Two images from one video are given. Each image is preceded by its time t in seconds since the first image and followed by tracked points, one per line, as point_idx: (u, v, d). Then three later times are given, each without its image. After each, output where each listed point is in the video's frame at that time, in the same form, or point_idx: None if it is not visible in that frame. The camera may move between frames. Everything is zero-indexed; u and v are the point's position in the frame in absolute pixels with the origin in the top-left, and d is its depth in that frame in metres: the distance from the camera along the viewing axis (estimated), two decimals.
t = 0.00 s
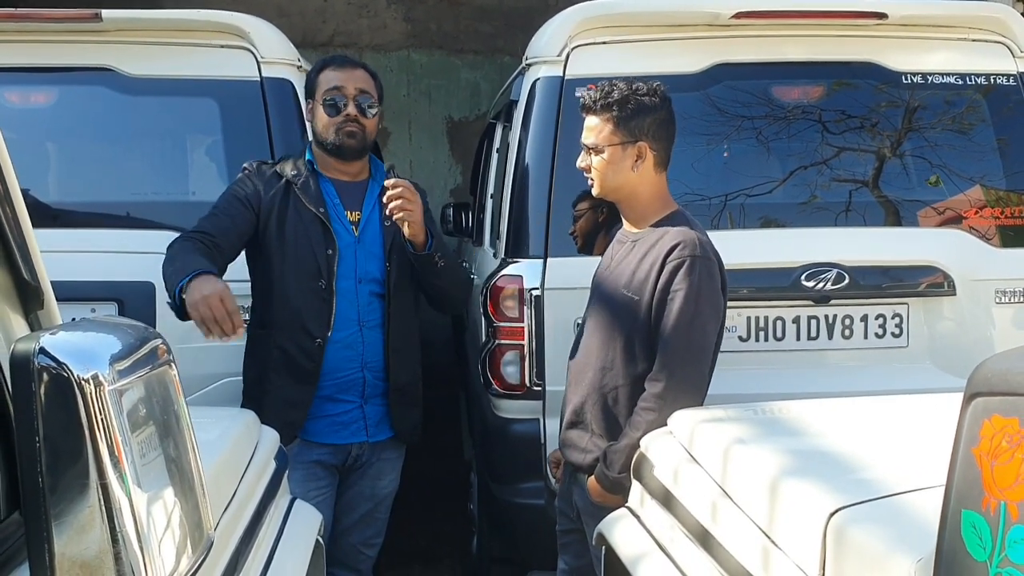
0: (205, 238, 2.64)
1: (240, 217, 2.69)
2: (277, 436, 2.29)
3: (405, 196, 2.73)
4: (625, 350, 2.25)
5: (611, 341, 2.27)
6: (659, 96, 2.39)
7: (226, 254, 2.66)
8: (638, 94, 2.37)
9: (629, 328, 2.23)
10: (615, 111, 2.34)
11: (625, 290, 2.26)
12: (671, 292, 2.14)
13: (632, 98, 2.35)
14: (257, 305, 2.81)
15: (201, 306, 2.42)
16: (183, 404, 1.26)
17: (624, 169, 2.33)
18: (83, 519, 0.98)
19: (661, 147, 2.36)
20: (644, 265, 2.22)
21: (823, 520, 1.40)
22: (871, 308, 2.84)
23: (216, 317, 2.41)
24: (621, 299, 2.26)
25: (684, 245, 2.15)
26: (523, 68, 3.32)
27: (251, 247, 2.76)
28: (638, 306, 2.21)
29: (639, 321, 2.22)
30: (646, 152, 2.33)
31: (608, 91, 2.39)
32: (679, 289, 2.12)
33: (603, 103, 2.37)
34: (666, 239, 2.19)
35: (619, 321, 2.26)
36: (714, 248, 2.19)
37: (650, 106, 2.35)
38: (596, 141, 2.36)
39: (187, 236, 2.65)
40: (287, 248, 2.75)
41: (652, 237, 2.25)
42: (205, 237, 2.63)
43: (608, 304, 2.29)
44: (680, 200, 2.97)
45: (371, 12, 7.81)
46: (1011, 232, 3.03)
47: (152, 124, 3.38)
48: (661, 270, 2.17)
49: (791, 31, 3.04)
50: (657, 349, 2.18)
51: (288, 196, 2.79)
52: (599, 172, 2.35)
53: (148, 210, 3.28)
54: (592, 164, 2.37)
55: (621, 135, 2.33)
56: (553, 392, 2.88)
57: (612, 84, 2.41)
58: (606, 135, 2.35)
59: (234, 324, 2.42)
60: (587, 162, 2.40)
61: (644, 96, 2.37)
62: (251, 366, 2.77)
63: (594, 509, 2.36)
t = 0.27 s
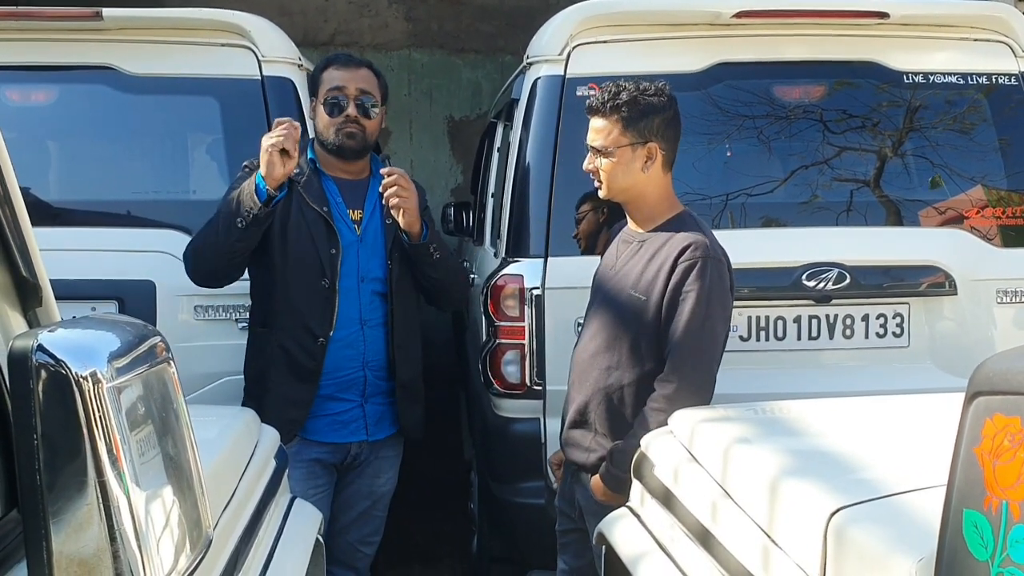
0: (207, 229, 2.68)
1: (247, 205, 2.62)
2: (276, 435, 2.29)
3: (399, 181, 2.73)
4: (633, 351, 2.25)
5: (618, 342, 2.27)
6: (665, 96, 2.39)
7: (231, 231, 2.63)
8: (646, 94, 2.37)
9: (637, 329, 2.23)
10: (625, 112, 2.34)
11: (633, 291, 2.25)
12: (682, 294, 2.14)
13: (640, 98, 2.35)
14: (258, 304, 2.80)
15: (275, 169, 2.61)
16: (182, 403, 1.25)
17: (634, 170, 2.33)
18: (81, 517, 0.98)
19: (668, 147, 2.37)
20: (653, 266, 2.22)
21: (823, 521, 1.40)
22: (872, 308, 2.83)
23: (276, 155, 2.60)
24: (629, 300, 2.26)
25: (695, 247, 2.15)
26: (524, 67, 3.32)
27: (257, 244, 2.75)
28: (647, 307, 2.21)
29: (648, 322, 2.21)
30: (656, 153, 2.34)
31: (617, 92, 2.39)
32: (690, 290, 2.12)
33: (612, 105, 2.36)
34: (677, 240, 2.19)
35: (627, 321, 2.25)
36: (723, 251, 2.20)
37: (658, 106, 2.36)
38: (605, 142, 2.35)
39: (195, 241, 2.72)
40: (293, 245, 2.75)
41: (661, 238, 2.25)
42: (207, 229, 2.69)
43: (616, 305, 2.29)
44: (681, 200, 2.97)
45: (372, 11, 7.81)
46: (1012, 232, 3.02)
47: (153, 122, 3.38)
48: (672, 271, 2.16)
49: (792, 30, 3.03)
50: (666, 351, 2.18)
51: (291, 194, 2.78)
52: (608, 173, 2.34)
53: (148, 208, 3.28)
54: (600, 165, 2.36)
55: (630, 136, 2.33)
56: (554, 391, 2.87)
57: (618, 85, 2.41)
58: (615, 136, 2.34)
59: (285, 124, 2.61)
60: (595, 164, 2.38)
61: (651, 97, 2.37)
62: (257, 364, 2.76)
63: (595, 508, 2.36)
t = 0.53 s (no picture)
0: (224, 235, 2.68)
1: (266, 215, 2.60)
2: (278, 435, 2.30)
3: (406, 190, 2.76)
4: (636, 351, 2.25)
5: (620, 343, 2.27)
6: (657, 98, 2.40)
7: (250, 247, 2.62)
8: (639, 98, 2.37)
9: (639, 330, 2.23)
10: (620, 118, 2.34)
11: (636, 291, 2.26)
12: (685, 294, 2.15)
13: (633, 102, 2.36)
14: (261, 301, 2.80)
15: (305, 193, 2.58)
16: (187, 403, 1.26)
17: (634, 174, 2.33)
18: (88, 517, 0.98)
19: (664, 148, 2.39)
20: (655, 267, 2.23)
21: (824, 522, 1.40)
22: (872, 309, 2.83)
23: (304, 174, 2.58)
24: (631, 300, 2.26)
25: (698, 248, 2.16)
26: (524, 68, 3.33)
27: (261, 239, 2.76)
28: (649, 308, 2.21)
29: (650, 323, 2.22)
30: (654, 156, 2.35)
31: (610, 98, 2.38)
32: (693, 291, 2.13)
33: (606, 112, 2.36)
34: (680, 242, 2.20)
35: (630, 322, 2.25)
36: (725, 252, 2.21)
37: (652, 109, 2.36)
38: (602, 149, 2.35)
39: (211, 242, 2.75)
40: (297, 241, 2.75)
41: (663, 239, 2.25)
42: (224, 235, 2.69)
43: (619, 305, 2.29)
44: (682, 201, 2.97)
45: (373, 12, 7.82)
46: (1012, 233, 3.03)
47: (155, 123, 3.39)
48: (674, 272, 2.17)
49: (792, 32, 3.04)
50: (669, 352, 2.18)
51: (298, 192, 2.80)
52: (607, 179, 2.35)
53: (150, 209, 3.28)
54: (598, 172, 2.36)
55: (628, 141, 2.34)
56: (555, 391, 2.87)
57: (609, 91, 2.41)
58: (611, 143, 2.34)
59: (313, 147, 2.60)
60: (593, 172, 2.39)
61: (644, 100, 2.37)
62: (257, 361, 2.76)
63: (596, 509, 2.37)
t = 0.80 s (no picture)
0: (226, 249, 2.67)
1: (269, 235, 2.57)
2: (274, 434, 2.29)
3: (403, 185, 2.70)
4: (632, 349, 2.24)
5: (616, 341, 2.27)
6: (648, 95, 2.40)
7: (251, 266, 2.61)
8: (632, 96, 2.37)
9: (635, 328, 2.23)
10: (616, 116, 2.34)
11: (632, 290, 2.25)
12: (680, 291, 2.14)
13: (628, 101, 2.35)
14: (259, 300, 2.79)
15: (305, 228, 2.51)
16: (182, 402, 1.25)
17: (632, 171, 2.33)
18: (80, 517, 0.98)
19: (659, 146, 2.39)
20: (651, 265, 2.22)
21: (821, 522, 1.40)
22: (871, 308, 2.83)
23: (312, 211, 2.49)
24: (627, 299, 2.26)
25: (692, 244, 2.15)
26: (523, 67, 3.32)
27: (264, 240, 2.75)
28: (645, 306, 2.21)
29: (645, 320, 2.21)
30: (651, 153, 2.35)
31: (605, 96, 2.38)
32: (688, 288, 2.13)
33: (602, 110, 2.35)
34: (675, 239, 2.19)
35: (626, 320, 2.25)
36: (720, 249, 2.20)
37: (646, 107, 2.37)
38: (600, 147, 2.34)
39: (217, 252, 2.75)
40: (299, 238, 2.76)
41: (658, 237, 2.25)
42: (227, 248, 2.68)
43: (615, 303, 2.29)
44: (681, 200, 2.97)
45: (372, 11, 7.81)
46: (1012, 232, 3.02)
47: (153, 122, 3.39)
48: (669, 269, 2.17)
49: (791, 30, 3.03)
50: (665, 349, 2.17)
51: (298, 190, 2.80)
52: (606, 178, 2.33)
53: (148, 207, 3.28)
54: (595, 170, 2.35)
55: (625, 138, 2.33)
56: (552, 391, 2.87)
57: (601, 90, 2.40)
58: (608, 141, 2.34)
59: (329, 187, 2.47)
60: (589, 172, 2.38)
61: (638, 98, 2.37)
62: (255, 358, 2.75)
63: (595, 508, 2.36)
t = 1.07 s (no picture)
0: (248, 254, 2.63)
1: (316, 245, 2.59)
2: (276, 434, 2.29)
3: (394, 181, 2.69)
4: (633, 348, 2.25)
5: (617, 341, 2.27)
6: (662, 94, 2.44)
7: (282, 276, 2.60)
8: (658, 92, 2.38)
9: (635, 327, 2.23)
10: (652, 110, 2.34)
11: (631, 289, 2.25)
12: (680, 290, 2.14)
13: (658, 99, 2.37)
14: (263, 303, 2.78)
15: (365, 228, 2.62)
16: (184, 403, 1.25)
17: (657, 167, 2.34)
18: (83, 517, 0.98)
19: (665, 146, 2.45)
20: (650, 264, 2.23)
21: (822, 523, 1.40)
22: (871, 309, 2.83)
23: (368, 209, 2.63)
24: (627, 298, 2.26)
25: (691, 243, 2.16)
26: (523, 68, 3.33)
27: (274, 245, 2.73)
28: (645, 305, 2.21)
29: (646, 319, 2.21)
30: (671, 152, 2.40)
31: (639, 89, 2.36)
32: (688, 286, 2.13)
33: (641, 102, 2.33)
34: (674, 237, 2.20)
35: (626, 319, 2.25)
36: (719, 247, 2.20)
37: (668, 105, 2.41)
38: (636, 138, 2.32)
39: (228, 255, 2.70)
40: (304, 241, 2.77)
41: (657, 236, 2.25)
42: (248, 254, 2.64)
43: (615, 303, 2.29)
44: (681, 201, 2.97)
45: (372, 11, 7.82)
46: (1012, 233, 3.03)
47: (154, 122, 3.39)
48: (669, 268, 2.17)
49: (792, 31, 3.04)
50: (666, 348, 2.18)
51: (302, 193, 2.79)
52: (636, 171, 2.30)
53: (148, 208, 3.28)
54: (630, 163, 2.31)
55: (656, 134, 2.35)
56: (553, 392, 2.87)
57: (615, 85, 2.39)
58: (644, 134, 2.33)
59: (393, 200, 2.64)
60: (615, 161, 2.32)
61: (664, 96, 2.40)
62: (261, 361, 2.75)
63: (597, 509, 2.36)
